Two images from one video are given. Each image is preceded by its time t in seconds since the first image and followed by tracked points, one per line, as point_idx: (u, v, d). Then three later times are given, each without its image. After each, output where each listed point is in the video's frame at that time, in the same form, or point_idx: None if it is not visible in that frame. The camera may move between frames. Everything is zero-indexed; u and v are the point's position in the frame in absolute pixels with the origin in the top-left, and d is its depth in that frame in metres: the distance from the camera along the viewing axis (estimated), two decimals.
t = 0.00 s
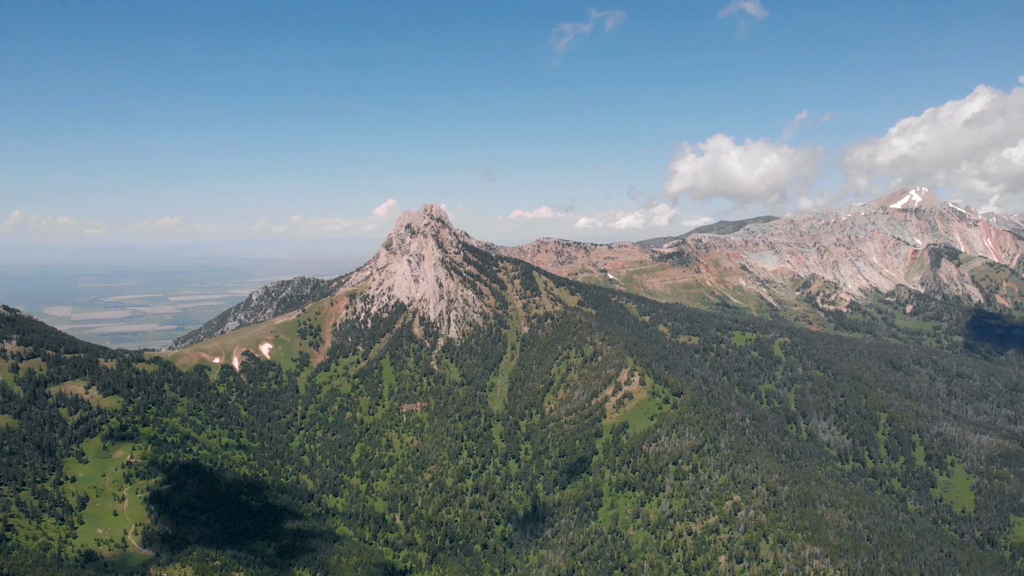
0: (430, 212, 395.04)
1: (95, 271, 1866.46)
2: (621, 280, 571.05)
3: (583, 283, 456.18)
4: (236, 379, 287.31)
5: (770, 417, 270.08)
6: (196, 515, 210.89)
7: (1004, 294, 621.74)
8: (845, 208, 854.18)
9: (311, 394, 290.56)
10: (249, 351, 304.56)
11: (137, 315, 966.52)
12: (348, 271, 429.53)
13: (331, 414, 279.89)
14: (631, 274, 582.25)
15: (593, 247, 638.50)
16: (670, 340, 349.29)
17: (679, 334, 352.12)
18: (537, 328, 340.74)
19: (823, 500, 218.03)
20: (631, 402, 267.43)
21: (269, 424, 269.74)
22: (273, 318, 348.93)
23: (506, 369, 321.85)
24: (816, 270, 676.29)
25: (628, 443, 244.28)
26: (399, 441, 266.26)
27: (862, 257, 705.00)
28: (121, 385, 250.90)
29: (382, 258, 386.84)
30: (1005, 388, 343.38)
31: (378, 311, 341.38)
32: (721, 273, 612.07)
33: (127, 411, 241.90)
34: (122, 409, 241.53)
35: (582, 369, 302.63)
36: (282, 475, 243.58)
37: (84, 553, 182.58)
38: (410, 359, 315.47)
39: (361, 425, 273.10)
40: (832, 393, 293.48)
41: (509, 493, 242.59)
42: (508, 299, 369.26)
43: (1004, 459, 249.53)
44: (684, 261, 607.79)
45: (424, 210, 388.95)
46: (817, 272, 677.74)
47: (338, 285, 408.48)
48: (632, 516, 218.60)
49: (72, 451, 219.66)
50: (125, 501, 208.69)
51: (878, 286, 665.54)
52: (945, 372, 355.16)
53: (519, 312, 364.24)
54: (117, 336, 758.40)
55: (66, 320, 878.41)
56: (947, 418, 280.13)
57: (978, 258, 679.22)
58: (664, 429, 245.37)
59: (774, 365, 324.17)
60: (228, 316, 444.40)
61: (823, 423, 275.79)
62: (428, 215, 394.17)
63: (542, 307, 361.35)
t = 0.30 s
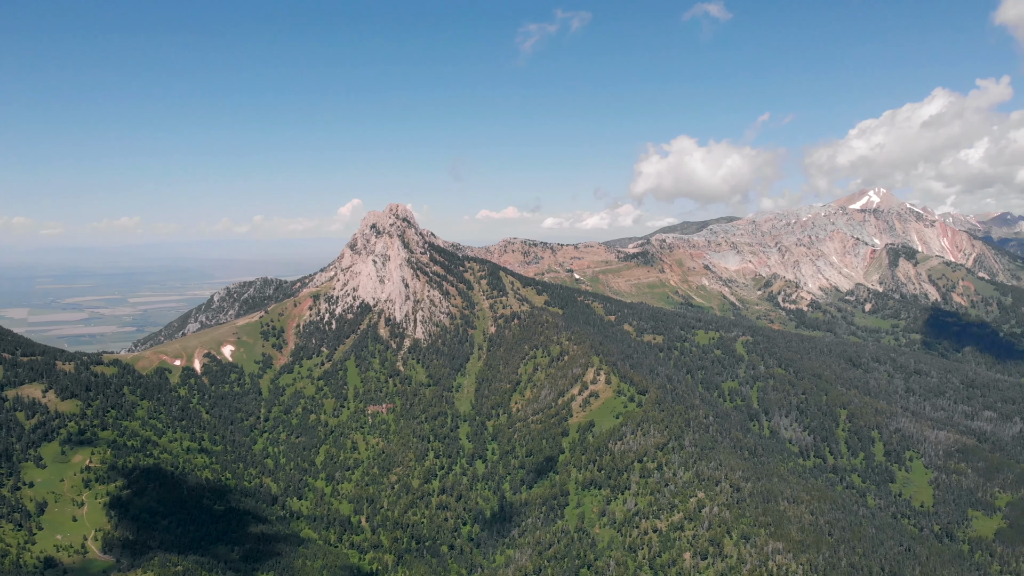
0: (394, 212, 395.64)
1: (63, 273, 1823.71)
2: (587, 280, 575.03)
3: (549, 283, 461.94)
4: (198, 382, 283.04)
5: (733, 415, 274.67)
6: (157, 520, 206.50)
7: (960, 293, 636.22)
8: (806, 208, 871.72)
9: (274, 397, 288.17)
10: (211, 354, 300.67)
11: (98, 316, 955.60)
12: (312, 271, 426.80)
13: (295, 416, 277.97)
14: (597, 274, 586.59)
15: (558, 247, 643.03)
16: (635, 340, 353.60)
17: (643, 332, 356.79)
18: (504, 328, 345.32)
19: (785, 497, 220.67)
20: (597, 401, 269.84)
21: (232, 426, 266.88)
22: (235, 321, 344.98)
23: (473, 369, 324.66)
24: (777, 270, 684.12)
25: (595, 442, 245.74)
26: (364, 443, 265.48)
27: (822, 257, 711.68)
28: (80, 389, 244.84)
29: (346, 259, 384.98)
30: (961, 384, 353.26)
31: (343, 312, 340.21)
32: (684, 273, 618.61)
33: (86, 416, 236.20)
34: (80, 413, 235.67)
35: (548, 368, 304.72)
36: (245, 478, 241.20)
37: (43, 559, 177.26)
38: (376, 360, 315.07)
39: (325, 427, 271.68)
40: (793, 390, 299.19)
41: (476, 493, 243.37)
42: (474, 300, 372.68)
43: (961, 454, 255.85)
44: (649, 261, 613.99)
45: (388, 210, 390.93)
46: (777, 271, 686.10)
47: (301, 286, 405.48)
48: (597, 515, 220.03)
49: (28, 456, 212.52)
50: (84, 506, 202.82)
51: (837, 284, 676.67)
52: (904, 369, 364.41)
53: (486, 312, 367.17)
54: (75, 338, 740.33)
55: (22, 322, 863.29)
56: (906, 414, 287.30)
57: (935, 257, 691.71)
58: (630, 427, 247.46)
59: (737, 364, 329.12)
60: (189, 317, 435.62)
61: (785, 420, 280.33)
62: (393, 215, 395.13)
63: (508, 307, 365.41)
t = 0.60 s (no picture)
0: (356, 212, 393.84)
1: (26, 275, 1774.20)
2: (551, 280, 578.22)
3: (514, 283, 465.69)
4: (155, 386, 277.07)
5: (694, 413, 278.47)
6: (114, 527, 199.43)
7: (915, 291, 661.21)
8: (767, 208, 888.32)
9: (234, 400, 284.14)
10: (169, 356, 294.22)
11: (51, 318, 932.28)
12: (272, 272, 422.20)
13: (255, 419, 274.87)
14: (561, 274, 589.83)
15: (522, 248, 646.69)
16: (598, 339, 357.93)
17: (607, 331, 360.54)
18: (468, 328, 346.45)
19: (746, 493, 223.56)
20: (562, 401, 271.70)
21: (190, 430, 262.87)
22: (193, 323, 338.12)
23: (437, 370, 325.49)
24: (737, 270, 691.72)
25: (559, 442, 247.06)
26: (326, 446, 264.02)
27: (781, 257, 724.08)
28: (33, 393, 236.16)
29: (307, 259, 380.30)
30: (916, 381, 362.85)
31: (304, 313, 337.23)
32: (646, 273, 625.40)
33: (40, 421, 227.90)
34: (33, 418, 227.04)
35: (513, 368, 306.58)
36: (204, 483, 237.09)
37: None
38: (337, 362, 313.70)
39: (286, 430, 268.96)
40: (752, 388, 304.94)
41: (440, 494, 243.30)
42: (437, 300, 373.79)
43: (917, 449, 262.47)
44: (612, 261, 618.99)
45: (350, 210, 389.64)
46: (738, 271, 693.81)
47: (262, 287, 400.14)
48: (561, 514, 220.55)
49: None
50: (39, 512, 193.60)
51: (795, 283, 690.03)
52: (860, 367, 374.16)
53: (450, 313, 368.83)
54: (27, 342, 718.69)
55: None
56: (862, 411, 295.02)
57: (890, 258, 714.97)
58: (593, 426, 249.27)
59: (698, 362, 333.86)
60: (146, 319, 424.60)
61: (745, 417, 284.51)
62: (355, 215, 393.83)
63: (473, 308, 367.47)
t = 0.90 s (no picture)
0: (319, 212, 389.40)
1: None
2: (518, 280, 579.23)
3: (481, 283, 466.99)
4: (115, 389, 270.93)
5: (659, 411, 281.19)
6: (74, 532, 193.61)
7: (873, 290, 676.06)
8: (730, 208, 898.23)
9: (196, 402, 279.49)
10: (128, 358, 287.85)
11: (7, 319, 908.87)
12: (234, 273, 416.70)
13: (217, 422, 270.71)
14: (528, 274, 590.99)
15: (489, 249, 647.57)
16: (564, 339, 359.81)
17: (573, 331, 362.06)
18: (435, 329, 345.56)
19: (710, 490, 226.24)
20: (528, 400, 272.93)
21: (150, 434, 257.37)
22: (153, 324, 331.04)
23: (403, 370, 324.53)
24: (700, 270, 699.99)
25: (526, 441, 247.80)
26: (290, 449, 261.72)
27: (742, 257, 736.20)
28: None
29: (268, 259, 373.91)
30: (875, 378, 371.76)
31: (267, 314, 332.98)
32: (612, 273, 630.24)
33: None
34: None
35: (480, 369, 307.50)
36: (165, 487, 232.77)
37: None
38: (301, 364, 311.21)
39: (249, 433, 265.44)
40: (716, 386, 309.52)
41: (406, 496, 242.29)
42: (403, 300, 372.40)
43: (876, 445, 268.42)
44: (578, 261, 621.47)
45: (313, 210, 385.98)
46: (701, 271, 702.13)
47: (224, 288, 394.05)
48: (528, 513, 220.88)
49: None
50: None
51: (756, 283, 700.12)
52: (821, 364, 382.00)
53: (417, 313, 368.55)
54: None
55: None
56: (823, 408, 301.21)
57: (848, 258, 729.56)
58: (560, 425, 250.52)
59: (662, 361, 337.31)
60: (104, 322, 414.10)
61: (709, 415, 287.94)
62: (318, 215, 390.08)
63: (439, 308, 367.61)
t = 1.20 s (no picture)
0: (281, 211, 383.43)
1: None
2: (484, 281, 579.83)
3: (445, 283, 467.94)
4: (73, 393, 263.96)
5: (624, 410, 283.49)
6: (32, 539, 189.05)
7: (833, 290, 687.63)
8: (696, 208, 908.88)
9: (156, 406, 274.09)
10: (87, 361, 280.83)
11: None
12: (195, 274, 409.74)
13: (178, 426, 265.55)
14: (494, 275, 591.07)
15: (456, 249, 647.06)
16: (531, 339, 361.15)
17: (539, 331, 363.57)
18: (401, 330, 344.30)
19: (674, 487, 228.85)
20: (495, 400, 273.62)
21: (110, 438, 250.85)
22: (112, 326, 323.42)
23: (369, 372, 323.04)
24: (664, 270, 707.36)
25: (492, 442, 248.19)
26: (253, 452, 258.66)
27: (706, 257, 747.03)
28: None
29: (230, 260, 368.25)
30: (835, 375, 380.34)
31: (228, 316, 329.29)
32: (578, 273, 634.15)
33: None
34: None
35: (447, 369, 307.83)
36: (125, 492, 227.58)
37: None
38: (264, 366, 307.79)
39: (211, 437, 261.12)
40: (680, 384, 313.41)
41: (371, 498, 240.91)
42: (370, 301, 370.01)
43: (837, 442, 274.20)
44: (545, 261, 623.09)
45: (275, 211, 381.86)
46: (665, 271, 709.40)
47: (185, 289, 387.47)
48: (494, 513, 221.13)
49: None
50: None
51: (721, 283, 711.68)
52: (782, 363, 389.19)
53: (382, 314, 367.30)
54: None
55: None
56: (785, 406, 306.89)
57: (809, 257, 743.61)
58: (526, 425, 251.91)
59: (628, 360, 339.91)
60: (60, 324, 402.54)
61: (674, 413, 290.96)
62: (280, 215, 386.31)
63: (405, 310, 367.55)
